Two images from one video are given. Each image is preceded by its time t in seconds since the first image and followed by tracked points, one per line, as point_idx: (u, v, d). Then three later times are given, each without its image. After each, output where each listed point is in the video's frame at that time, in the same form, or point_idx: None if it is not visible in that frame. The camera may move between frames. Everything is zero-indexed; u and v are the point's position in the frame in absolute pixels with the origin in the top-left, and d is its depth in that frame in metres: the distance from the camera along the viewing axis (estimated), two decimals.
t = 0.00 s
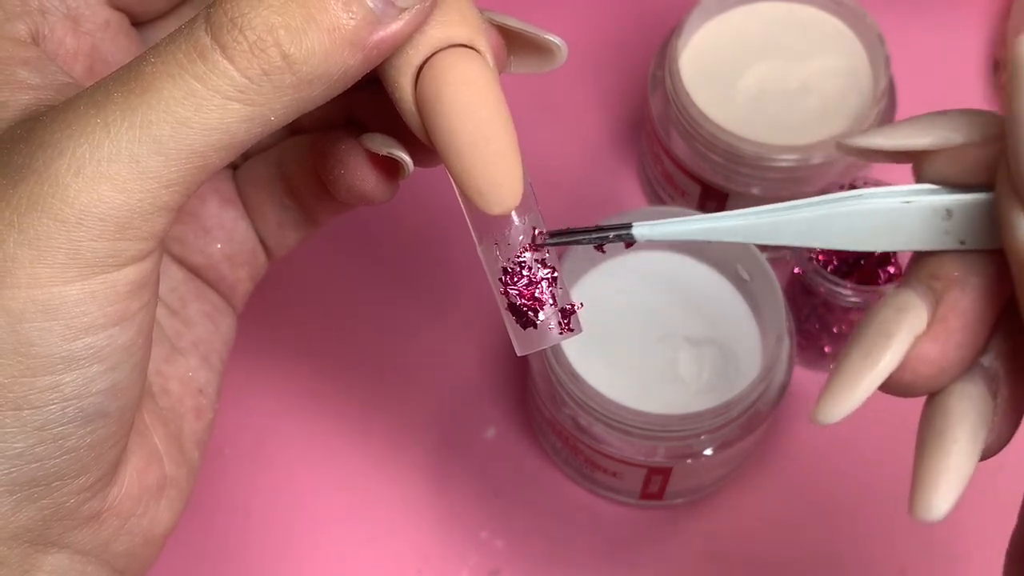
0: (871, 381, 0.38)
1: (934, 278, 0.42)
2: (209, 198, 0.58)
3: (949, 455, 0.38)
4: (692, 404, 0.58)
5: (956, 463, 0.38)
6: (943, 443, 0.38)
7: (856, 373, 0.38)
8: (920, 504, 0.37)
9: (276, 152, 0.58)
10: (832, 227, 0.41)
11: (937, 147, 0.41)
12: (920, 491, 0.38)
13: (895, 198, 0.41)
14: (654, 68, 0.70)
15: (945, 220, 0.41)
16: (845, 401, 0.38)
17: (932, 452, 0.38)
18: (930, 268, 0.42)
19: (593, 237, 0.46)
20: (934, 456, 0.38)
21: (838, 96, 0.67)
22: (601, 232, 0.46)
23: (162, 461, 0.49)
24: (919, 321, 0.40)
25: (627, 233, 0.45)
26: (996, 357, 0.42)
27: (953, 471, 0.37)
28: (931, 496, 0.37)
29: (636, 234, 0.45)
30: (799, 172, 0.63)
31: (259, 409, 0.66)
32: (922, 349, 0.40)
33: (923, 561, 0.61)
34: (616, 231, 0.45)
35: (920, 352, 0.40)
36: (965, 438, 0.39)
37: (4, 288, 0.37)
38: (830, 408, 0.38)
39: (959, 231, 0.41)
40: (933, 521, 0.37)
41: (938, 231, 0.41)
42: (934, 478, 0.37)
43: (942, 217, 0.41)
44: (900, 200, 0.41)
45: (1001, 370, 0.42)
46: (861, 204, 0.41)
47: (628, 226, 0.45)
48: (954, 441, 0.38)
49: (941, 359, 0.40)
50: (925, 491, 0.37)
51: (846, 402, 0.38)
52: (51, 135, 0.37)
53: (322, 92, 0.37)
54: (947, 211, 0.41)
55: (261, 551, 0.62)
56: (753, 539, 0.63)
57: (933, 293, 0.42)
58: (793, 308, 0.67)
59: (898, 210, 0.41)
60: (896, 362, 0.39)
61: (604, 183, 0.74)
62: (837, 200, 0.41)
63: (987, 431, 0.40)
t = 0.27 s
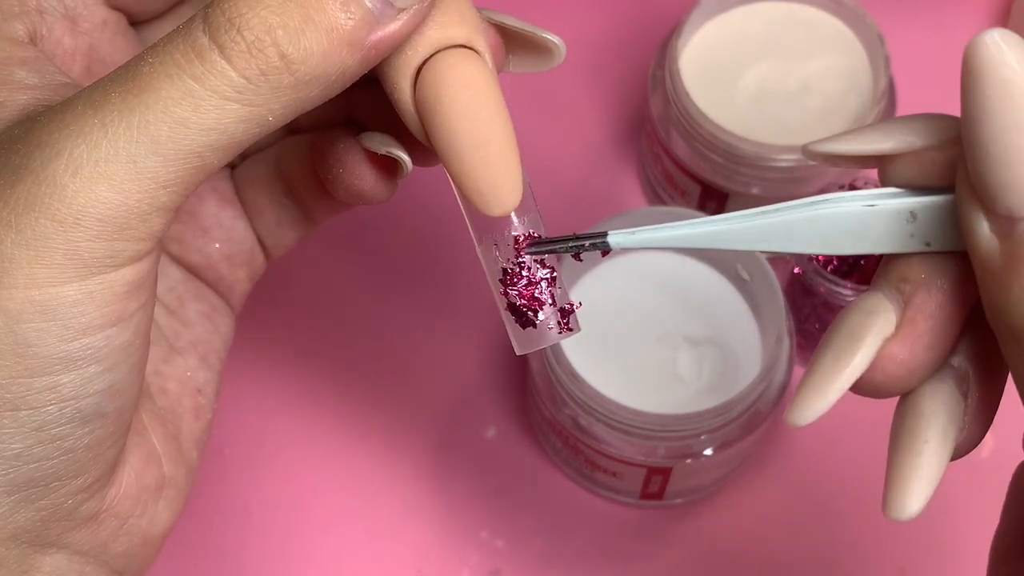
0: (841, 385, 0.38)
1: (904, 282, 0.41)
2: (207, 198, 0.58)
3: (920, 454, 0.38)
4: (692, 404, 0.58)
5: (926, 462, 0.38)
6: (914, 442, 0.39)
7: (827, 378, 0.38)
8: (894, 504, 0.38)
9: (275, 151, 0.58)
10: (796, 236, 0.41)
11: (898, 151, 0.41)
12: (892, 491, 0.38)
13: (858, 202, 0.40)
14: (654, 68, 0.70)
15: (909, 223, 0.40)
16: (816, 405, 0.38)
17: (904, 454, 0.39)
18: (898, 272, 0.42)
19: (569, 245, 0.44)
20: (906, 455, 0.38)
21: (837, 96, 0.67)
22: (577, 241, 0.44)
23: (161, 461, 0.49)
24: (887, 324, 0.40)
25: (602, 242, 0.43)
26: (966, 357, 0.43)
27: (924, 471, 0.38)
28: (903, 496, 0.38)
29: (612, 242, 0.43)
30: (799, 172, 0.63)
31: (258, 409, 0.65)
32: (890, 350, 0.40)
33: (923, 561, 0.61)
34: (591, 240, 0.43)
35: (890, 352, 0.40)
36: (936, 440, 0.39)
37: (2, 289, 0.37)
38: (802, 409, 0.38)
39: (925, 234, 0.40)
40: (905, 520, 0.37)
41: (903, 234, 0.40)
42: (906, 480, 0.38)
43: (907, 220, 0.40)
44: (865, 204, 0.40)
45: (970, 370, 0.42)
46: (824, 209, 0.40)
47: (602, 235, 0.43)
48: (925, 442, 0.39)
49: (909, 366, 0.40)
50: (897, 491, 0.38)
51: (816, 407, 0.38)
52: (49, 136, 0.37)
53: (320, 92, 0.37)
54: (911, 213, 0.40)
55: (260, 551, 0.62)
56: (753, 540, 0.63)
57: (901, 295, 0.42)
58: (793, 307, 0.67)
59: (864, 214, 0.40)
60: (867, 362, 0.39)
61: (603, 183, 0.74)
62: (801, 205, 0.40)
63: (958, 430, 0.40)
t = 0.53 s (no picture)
0: (896, 389, 0.39)
1: (959, 281, 0.43)
2: (206, 198, 0.58)
3: (973, 459, 0.39)
4: (692, 404, 0.58)
5: (981, 467, 0.39)
6: (967, 447, 0.39)
7: (880, 380, 0.39)
8: (948, 510, 0.38)
9: (272, 152, 0.58)
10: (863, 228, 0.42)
11: (958, 144, 0.43)
12: (946, 497, 0.39)
13: (918, 196, 0.41)
14: (654, 68, 0.70)
15: (968, 217, 0.42)
16: (872, 408, 0.39)
17: (958, 458, 0.39)
18: (952, 271, 0.43)
19: (609, 238, 0.46)
20: (960, 459, 0.39)
21: (837, 96, 0.67)
22: (616, 233, 0.46)
23: (159, 462, 0.49)
24: (937, 330, 0.41)
25: (641, 235, 0.45)
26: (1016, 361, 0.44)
27: (978, 477, 0.38)
28: (958, 503, 0.38)
29: (650, 235, 0.45)
30: (799, 172, 0.63)
31: (258, 409, 0.65)
32: (945, 353, 0.41)
33: (924, 561, 0.61)
34: (630, 233, 0.45)
35: (945, 354, 0.41)
36: (988, 446, 0.39)
37: None
38: (852, 415, 0.39)
39: (981, 231, 0.42)
40: (960, 527, 0.38)
41: (960, 230, 0.42)
42: (961, 484, 0.38)
43: (964, 214, 0.42)
44: (923, 198, 0.41)
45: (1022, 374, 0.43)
46: (883, 202, 0.42)
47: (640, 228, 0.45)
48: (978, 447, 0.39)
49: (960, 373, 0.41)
50: (952, 496, 0.38)
51: (872, 409, 0.39)
52: (45, 136, 0.37)
53: (316, 91, 0.37)
54: (969, 208, 0.42)
55: (260, 552, 0.62)
56: (753, 540, 0.62)
57: (955, 295, 0.43)
58: (793, 307, 0.67)
59: (923, 207, 0.42)
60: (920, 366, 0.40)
61: (603, 183, 0.73)
62: (862, 198, 0.42)
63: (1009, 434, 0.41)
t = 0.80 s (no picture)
0: (909, 361, 0.39)
1: (923, 295, 0.42)
2: (204, 197, 0.58)
3: (979, 425, 0.39)
4: (692, 404, 0.58)
5: (989, 431, 0.39)
6: (968, 416, 0.40)
7: (897, 353, 0.39)
8: (963, 474, 0.39)
9: (273, 150, 0.58)
10: (839, 250, 0.41)
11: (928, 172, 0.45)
12: (959, 462, 0.39)
13: (895, 216, 0.41)
14: (653, 67, 0.70)
15: (934, 238, 0.42)
16: (890, 379, 0.38)
17: (963, 427, 0.40)
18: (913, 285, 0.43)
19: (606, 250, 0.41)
20: (963, 427, 0.40)
21: (837, 96, 0.67)
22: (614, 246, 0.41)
23: (157, 462, 0.49)
24: (930, 316, 0.41)
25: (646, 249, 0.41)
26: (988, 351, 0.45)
27: (988, 441, 0.39)
28: (973, 466, 0.38)
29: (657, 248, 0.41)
30: (799, 172, 0.62)
31: (256, 409, 0.65)
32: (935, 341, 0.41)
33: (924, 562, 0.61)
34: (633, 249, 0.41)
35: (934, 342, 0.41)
36: (986, 413, 0.40)
37: None
38: (875, 385, 0.38)
39: (942, 252, 0.43)
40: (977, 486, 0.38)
41: (925, 252, 0.42)
42: (974, 449, 0.39)
43: (931, 235, 0.42)
44: (900, 217, 0.41)
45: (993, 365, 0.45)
46: (863, 223, 0.41)
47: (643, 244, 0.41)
48: (981, 414, 0.40)
49: (952, 365, 0.41)
50: (966, 461, 0.39)
51: (892, 379, 0.38)
52: (38, 134, 0.37)
53: (309, 87, 0.37)
54: (937, 228, 0.42)
55: (258, 552, 0.62)
56: (752, 540, 0.62)
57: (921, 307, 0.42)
58: (793, 307, 0.66)
59: (899, 227, 0.41)
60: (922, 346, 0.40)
61: (603, 182, 0.73)
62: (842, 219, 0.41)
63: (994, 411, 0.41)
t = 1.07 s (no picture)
0: (859, 328, 0.39)
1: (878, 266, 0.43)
2: (206, 198, 0.58)
3: (931, 388, 0.39)
4: (692, 404, 0.58)
5: (941, 393, 0.39)
6: (920, 381, 0.40)
7: (846, 321, 0.39)
8: (915, 436, 0.38)
9: (276, 153, 0.58)
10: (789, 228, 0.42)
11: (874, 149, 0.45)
12: (912, 426, 0.39)
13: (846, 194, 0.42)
14: (654, 68, 0.70)
15: (885, 212, 0.43)
16: (841, 345, 0.39)
17: (916, 392, 0.39)
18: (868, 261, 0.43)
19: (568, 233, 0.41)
20: (917, 392, 0.39)
21: (838, 96, 0.67)
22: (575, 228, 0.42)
23: (158, 464, 0.49)
24: (883, 289, 0.42)
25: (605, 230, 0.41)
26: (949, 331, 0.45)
27: (939, 403, 0.38)
28: (924, 428, 0.38)
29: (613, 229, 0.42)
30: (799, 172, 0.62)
31: (257, 410, 0.65)
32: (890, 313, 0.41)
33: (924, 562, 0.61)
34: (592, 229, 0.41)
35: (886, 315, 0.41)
36: (942, 377, 0.40)
37: None
38: (823, 352, 0.39)
39: (894, 227, 0.43)
40: (929, 447, 0.38)
41: (877, 226, 0.43)
42: (929, 409, 0.38)
43: (883, 209, 0.43)
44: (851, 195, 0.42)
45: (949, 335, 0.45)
46: (813, 199, 0.42)
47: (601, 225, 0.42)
48: (933, 379, 0.39)
49: (907, 335, 0.41)
50: (918, 423, 0.38)
51: (842, 346, 0.39)
52: (39, 136, 0.37)
53: (311, 90, 0.37)
54: (887, 203, 0.43)
55: (260, 553, 0.62)
56: (753, 540, 0.62)
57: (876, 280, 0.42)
58: (793, 307, 0.66)
59: (851, 202, 0.42)
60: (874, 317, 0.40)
61: (603, 183, 0.73)
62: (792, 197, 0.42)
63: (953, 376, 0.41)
